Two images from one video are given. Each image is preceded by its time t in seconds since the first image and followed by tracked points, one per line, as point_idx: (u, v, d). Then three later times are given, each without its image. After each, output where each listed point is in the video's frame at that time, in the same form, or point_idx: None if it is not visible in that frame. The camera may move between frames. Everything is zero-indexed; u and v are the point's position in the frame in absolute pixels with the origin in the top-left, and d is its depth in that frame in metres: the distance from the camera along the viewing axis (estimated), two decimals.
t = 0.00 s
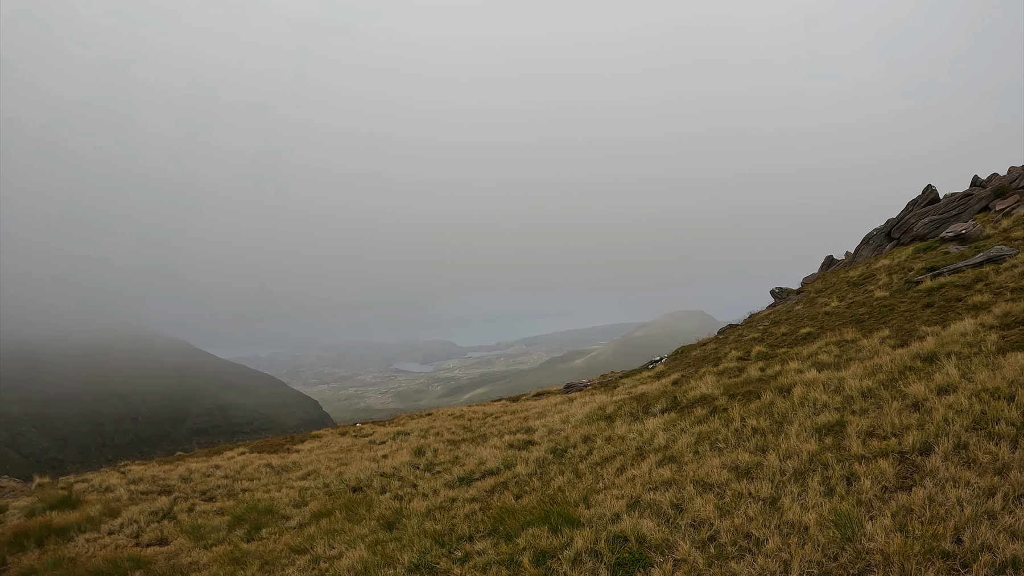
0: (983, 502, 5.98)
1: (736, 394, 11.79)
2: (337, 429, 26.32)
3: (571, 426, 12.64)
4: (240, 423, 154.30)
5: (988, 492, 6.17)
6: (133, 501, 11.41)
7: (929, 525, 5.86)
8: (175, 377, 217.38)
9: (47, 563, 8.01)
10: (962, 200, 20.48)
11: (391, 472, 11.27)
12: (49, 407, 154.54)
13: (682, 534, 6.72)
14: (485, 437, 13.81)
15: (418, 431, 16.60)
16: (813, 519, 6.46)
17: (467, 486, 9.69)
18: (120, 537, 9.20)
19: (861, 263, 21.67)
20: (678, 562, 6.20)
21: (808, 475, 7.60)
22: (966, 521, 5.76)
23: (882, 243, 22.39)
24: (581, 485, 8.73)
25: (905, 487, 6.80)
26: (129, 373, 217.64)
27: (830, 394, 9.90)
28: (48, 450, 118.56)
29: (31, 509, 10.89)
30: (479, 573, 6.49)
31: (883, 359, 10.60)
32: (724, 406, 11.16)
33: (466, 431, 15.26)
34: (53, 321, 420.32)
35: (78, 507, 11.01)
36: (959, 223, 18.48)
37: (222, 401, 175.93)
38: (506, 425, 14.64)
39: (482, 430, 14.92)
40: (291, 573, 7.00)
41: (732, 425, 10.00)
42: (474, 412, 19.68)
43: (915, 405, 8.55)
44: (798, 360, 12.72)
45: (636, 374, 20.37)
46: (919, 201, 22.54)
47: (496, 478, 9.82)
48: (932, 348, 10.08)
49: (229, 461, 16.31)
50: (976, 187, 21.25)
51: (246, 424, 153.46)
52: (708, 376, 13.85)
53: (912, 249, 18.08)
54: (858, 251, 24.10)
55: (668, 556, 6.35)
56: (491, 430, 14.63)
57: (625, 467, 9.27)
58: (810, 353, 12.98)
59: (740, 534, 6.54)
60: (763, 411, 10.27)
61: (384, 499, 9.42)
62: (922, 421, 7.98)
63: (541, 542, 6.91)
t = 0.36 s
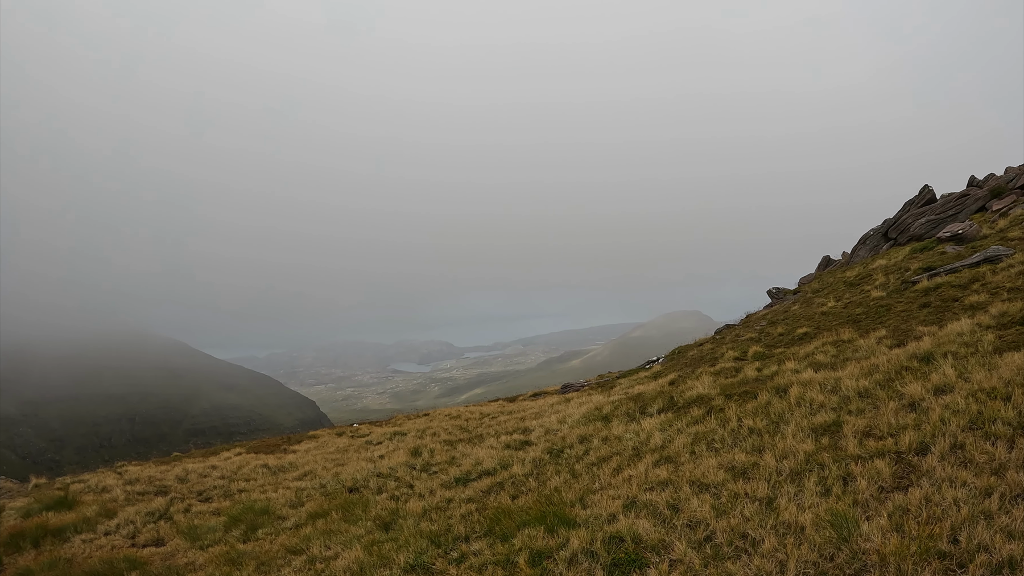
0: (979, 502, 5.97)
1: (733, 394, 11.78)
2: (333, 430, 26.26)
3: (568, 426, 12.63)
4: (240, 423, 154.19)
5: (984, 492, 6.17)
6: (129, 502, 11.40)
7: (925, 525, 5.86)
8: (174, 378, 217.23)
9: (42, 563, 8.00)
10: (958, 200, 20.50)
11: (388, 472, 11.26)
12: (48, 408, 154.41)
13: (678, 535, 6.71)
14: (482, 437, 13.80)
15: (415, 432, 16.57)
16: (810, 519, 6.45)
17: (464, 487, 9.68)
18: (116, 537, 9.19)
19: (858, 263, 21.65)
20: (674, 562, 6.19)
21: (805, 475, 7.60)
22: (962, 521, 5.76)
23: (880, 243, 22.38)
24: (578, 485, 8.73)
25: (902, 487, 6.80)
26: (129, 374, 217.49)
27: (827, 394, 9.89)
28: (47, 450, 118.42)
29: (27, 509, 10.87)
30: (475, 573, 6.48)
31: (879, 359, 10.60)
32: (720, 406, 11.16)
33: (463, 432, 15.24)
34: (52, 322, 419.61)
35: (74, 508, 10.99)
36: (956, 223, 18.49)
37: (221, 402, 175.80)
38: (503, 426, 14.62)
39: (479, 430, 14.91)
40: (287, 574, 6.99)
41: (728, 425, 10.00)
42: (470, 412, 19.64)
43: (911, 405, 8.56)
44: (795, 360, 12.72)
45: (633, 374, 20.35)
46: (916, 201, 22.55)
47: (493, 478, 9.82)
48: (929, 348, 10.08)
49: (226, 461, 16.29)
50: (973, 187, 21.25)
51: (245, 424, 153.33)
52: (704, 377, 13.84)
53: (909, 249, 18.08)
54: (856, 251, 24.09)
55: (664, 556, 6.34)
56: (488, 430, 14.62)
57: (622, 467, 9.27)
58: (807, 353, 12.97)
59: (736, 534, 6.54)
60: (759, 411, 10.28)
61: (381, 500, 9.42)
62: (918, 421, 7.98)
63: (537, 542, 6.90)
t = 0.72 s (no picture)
0: (979, 502, 5.96)
1: (731, 394, 11.77)
2: (332, 430, 26.25)
3: (567, 426, 12.62)
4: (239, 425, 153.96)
5: (983, 492, 6.16)
6: (128, 502, 11.38)
7: (924, 525, 5.84)
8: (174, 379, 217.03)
9: (39, 564, 7.97)
10: (956, 200, 20.53)
11: (386, 473, 11.24)
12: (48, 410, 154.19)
13: (677, 535, 6.69)
14: (480, 437, 13.78)
15: (413, 432, 16.56)
16: (809, 519, 6.43)
17: (462, 487, 9.67)
18: (114, 538, 9.17)
19: (856, 263, 21.66)
20: (673, 562, 6.16)
21: (803, 475, 7.59)
22: (962, 520, 5.75)
23: (877, 243, 22.39)
24: (576, 485, 8.71)
25: (901, 487, 6.78)
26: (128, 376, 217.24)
27: (825, 394, 9.88)
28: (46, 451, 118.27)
29: (24, 510, 10.84)
30: (474, 573, 6.47)
31: (878, 359, 10.61)
32: (719, 406, 11.15)
33: (461, 432, 15.23)
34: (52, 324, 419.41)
35: (72, 509, 10.97)
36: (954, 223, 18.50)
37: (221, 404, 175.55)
38: (501, 426, 14.60)
39: (477, 431, 14.89)
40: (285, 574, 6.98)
41: (727, 425, 9.98)
42: (469, 413, 19.64)
43: (910, 405, 8.55)
44: (794, 360, 12.70)
45: (631, 374, 20.34)
46: (914, 201, 22.56)
47: (491, 478, 9.81)
48: (927, 347, 10.09)
49: (224, 462, 16.27)
50: (971, 187, 21.27)
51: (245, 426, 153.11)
52: (703, 376, 13.84)
53: (907, 249, 18.09)
54: (853, 251, 24.10)
55: (663, 556, 6.31)
56: (486, 430, 14.60)
57: (621, 467, 9.26)
58: (806, 353, 12.96)
59: (735, 534, 6.53)
60: (758, 411, 10.28)
61: (379, 500, 9.41)
62: (917, 420, 7.97)
63: (536, 542, 6.89)
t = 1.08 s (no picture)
0: (978, 502, 5.95)
1: (730, 394, 11.76)
2: (330, 431, 26.22)
3: (565, 426, 12.60)
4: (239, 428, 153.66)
5: (983, 491, 6.15)
6: (126, 503, 11.35)
7: (924, 525, 5.83)
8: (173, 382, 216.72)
9: (37, 565, 7.93)
10: (954, 200, 20.56)
11: (385, 473, 11.22)
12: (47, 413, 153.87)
13: (677, 535, 6.67)
14: (478, 437, 13.77)
15: (412, 432, 16.55)
16: (808, 519, 6.42)
17: (460, 487, 9.65)
18: (112, 539, 9.15)
19: (854, 263, 21.68)
20: (672, 562, 6.14)
21: (803, 474, 7.58)
22: (961, 520, 5.74)
23: (876, 243, 22.40)
24: (575, 486, 8.69)
25: (900, 487, 6.77)
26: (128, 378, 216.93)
27: (824, 394, 9.87)
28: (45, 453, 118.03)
29: (21, 511, 10.81)
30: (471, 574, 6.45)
31: (877, 358, 10.60)
32: (718, 406, 11.14)
33: (459, 432, 15.22)
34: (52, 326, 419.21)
35: (70, 510, 10.94)
36: (952, 223, 18.50)
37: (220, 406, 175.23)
38: (499, 426, 14.58)
39: (475, 431, 14.88)
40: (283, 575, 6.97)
41: (725, 425, 9.97)
42: (467, 413, 19.63)
43: (909, 404, 8.55)
44: (792, 360, 12.69)
45: (629, 374, 20.33)
46: (912, 202, 22.59)
47: (490, 479, 9.79)
48: (926, 347, 10.09)
49: (222, 463, 16.24)
50: (969, 188, 21.29)
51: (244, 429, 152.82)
52: (702, 376, 13.82)
53: (905, 249, 18.11)
54: (852, 251, 24.10)
55: (662, 556, 6.30)
56: (484, 430, 14.58)
57: (619, 467, 9.25)
58: (804, 353, 12.95)
59: (734, 534, 6.51)
60: (756, 411, 10.27)
61: (378, 500, 9.40)
62: (915, 420, 7.96)
63: (534, 543, 6.87)
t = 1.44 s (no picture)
0: (977, 502, 5.95)
1: (728, 394, 11.76)
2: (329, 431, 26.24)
3: (564, 427, 12.60)
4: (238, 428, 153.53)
5: (982, 492, 6.15)
6: (124, 504, 11.34)
7: (922, 525, 5.83)
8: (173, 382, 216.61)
9: (35, 565, 7.93)
10: (953, 201, 20.57)
11: (383, 473, 11.22)
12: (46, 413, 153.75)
13: (675, 536, 6.67)
14: (476, 438, 13.77)
15: (410, 433, 16.55)
16: (807, 519, 6.42)
17: (458, 488, 9.65)
18: (110, 539, 9.14)
19: (853, 264, 21.67)
20: (671, 563, 6.13)
21: (801, 475, 7.58)
22: (960, 521, 5.74)
23: (874, 243, 22.40)
24: (574, 486, 8.68)
25: (898, 487, 6.77)
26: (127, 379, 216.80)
27: (822, 394, 9.88)
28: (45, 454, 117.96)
29: (20, 511, 10.80)
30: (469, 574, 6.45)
31: (875, 359, 10.61)
32: (716, 406, 11.14)
33: (457, 432, 15.22)
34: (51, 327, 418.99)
35: (69, 510, 10.93)
36: (951, 223, 18.49)
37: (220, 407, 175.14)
38: (498, 427, 14.56)
39: (474, 431, 14.89)
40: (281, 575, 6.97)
41: (724, 425, 9.96)
42: (466, 413, 19.62)
43: (907, 405, 8.55)
44: (791, 360, 12.69)
45: (628, 374, 20.34)
46: (911, 202, 22.59)
47: (488, 479, 9.79)
48: (925, 348, 10.09)
49: (221, 463, 16.23)
50: (968, 188, 21.28)
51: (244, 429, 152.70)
52: (701, 376, 13.82)
53: (904, 249, 18.12)
54: (851, 252, 24.10)
55: (660, 557, 6.30)
56: (483, 431, 14.58)
57: (618, 468, 9.25)
58: (803, 353, 12.95)
59: (732, 535, 6.51)
60: (755, 411, 10.26)
61: (376, 501, 9.40)
62: (914, 421, 7.97)
63: (533, 543, 6.87)
